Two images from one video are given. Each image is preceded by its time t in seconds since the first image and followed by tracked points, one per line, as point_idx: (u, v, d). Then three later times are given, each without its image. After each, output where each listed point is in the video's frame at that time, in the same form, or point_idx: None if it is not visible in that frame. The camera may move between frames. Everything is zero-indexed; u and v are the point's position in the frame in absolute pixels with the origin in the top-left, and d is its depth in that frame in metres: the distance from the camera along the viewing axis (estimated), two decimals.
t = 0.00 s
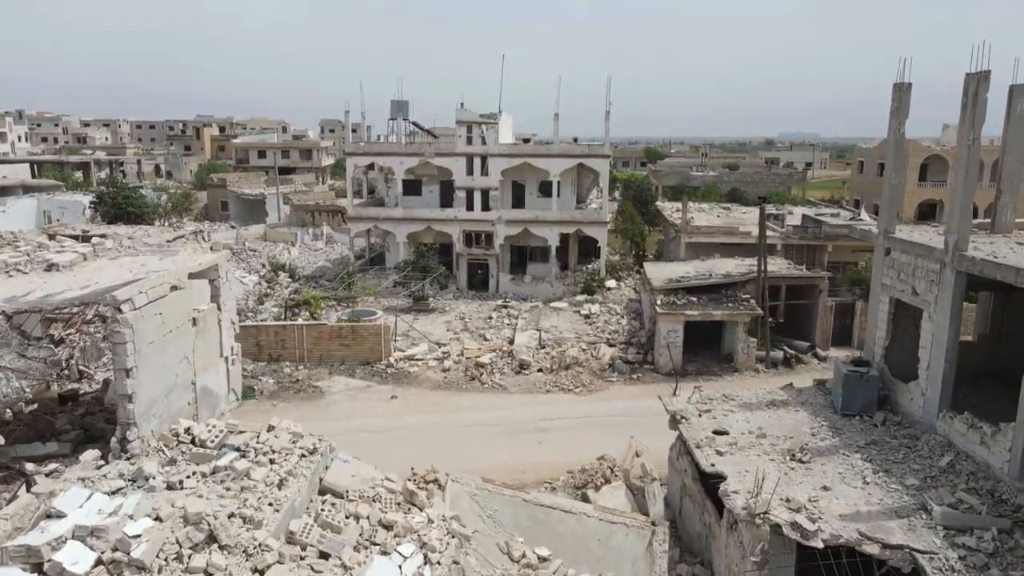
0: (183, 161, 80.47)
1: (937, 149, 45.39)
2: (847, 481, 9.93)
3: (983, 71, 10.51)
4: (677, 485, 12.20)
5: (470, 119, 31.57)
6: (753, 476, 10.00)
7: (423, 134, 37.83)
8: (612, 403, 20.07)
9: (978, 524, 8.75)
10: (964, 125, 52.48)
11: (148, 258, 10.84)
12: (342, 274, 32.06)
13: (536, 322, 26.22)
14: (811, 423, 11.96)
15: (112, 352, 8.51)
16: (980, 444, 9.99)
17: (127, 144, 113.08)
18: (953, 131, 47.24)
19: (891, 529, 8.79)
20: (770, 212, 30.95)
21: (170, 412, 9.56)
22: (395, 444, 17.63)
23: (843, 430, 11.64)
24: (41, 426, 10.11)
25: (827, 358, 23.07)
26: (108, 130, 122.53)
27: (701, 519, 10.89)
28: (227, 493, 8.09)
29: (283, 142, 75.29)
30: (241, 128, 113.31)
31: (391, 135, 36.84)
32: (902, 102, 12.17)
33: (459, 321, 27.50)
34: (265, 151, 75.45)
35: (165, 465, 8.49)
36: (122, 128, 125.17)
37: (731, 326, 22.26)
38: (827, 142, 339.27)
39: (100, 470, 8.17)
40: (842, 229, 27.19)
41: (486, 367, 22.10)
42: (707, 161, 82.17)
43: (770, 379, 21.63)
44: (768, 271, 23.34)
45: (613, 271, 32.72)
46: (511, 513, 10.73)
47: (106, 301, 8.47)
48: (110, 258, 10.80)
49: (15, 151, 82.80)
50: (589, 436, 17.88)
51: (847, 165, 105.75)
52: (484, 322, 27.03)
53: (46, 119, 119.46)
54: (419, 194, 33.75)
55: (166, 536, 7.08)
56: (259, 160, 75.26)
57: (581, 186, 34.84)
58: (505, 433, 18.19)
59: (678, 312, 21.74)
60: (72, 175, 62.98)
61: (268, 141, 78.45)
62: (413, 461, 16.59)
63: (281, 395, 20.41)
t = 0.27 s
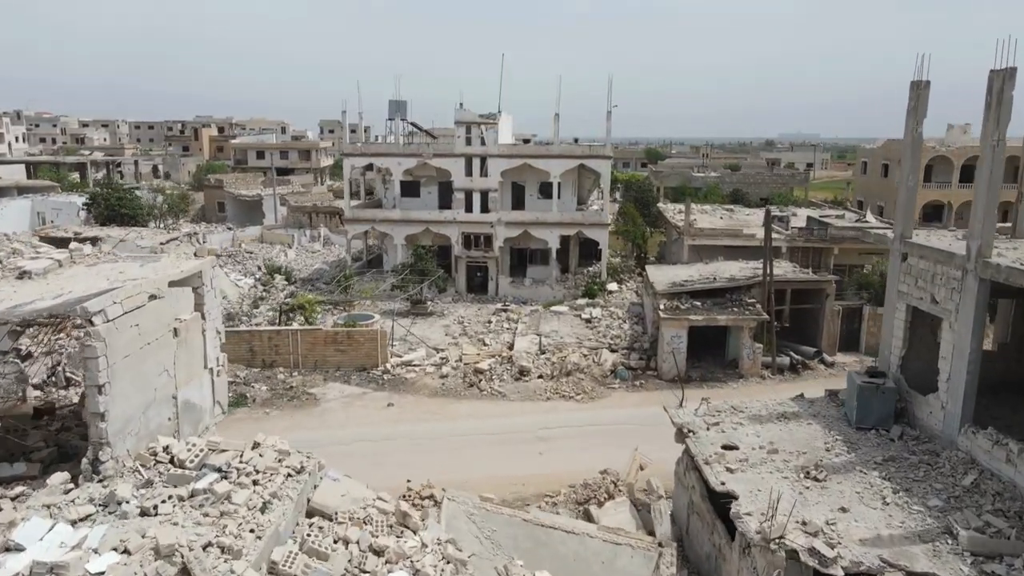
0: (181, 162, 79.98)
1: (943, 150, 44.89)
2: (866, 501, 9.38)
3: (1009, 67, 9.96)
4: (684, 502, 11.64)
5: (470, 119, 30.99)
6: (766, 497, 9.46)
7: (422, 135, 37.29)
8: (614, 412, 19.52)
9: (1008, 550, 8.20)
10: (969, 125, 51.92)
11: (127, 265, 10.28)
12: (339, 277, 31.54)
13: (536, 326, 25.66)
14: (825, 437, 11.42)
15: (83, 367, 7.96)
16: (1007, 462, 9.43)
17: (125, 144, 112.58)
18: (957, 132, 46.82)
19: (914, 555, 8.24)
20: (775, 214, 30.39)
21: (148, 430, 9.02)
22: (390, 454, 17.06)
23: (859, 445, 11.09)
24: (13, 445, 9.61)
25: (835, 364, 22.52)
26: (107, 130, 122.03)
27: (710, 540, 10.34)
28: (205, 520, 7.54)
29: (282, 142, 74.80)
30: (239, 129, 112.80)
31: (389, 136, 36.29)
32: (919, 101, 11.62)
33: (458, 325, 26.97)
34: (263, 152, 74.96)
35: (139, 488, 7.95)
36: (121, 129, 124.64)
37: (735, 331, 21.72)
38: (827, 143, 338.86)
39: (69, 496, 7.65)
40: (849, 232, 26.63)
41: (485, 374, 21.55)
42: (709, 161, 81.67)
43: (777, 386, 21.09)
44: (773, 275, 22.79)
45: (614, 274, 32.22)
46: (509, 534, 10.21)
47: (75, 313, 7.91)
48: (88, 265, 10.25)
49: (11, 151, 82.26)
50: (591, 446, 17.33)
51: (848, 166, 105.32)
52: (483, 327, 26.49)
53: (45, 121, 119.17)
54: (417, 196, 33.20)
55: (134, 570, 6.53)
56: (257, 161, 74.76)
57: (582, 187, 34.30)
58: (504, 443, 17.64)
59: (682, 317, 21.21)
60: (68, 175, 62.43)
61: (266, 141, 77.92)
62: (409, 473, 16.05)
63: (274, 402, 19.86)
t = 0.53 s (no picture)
0: (179, 163, 79.45)
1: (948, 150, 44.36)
2: (887, 524, 8.83)
3: None
4: (692, 520, 11.08)
5: (469, 120, 30.44)
6: (781, 519, 8.92)
7: (420, 135, 36.74)
8: (616, 420, 18.97)
9: None
10: (974, 126, 51.39)
11: (104, 272, 9.74)
12: (335, 280, 31.01)
13: (536, 331, 25.11)
14: (840, 453, 10.87)
15: (50, 384, 7.43)
16: None
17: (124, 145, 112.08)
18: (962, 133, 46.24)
19: None
20: (779, 215, 29.82)
21: (123, 449, 8.49)
22: (385, 466, 16.50)
23: (877, 462, 10.54)
24: None
25: (842, 370, 21.97)
26: (105, 131, 121.55)
27: (720, 562, 9.79)
28: (178, 550, 6.98)
29: (280, 144, 74.31)
30: (238, 129, 112.29)
31: (387, 136, 35.75)
32: (939, 98, 11.09)
33: (457, 329, 26.42)
34: (261, 153, 74.43)
35: (108, 514, 7.42)
36: (120, 129, 124.12)
37: (741, 336, 21.18)
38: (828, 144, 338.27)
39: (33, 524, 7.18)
40: (855, 234, 26.09)
41: (484, 381, 21.00)
42: (710, 162, 81.17)
43: (783, 393, 20.54)
44: (779, 279, 22.23)
45: (616, 277, 31.71)
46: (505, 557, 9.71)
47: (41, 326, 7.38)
48: (62, 273, 9.70)
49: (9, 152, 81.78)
50: (593, 457, 16.78)
51: (850, 166, 104.75)
52: (482, 331, 25.94)
53: (43, 122, 118.74)
54: (415, 197, 32.67)
55: None
56: (256, 162, 74.23)
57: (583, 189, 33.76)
58: (503, 454, 17.10)
59: (686, 322, 20.68)
60: (65, 177, 61.90)
61: (265, 142, 77.39)
62: (405, 485, 15.50)
63: (266, 410, 19.31)
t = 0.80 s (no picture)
0: (176, 164, 78.93)
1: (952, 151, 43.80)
2: (909, 551, 8.29)
3: None
4: (700, 540, 10.54)
5: (468, 120, 29.88)
6: (797, 545, 8.39)
7: (418, 135, 36.18)
8: (619, 429, 18.41)
9: None
10: (978, 126, 50.83)
11: (76, 281, 9.17)
12: (332, 283, 30.47)
13: (536, 335, 24.56)
14: (856, 470, 10.33)
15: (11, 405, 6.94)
16: None
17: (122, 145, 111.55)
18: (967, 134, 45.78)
19: None
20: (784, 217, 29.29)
21: (94, 471, 7.99)
22: (380, 478, 15.94)
23: (895, 480, 10.00)
24: None
25: (850, 377, 21.42)
26: (104, 132, 121.08)
27: None
28: None
29: (279, 144, 73.81)
30: (237, 129, 111.78)
31: (384, 137, 35.20)
32: (962, 95, 10.55)
33: (455, 334, 25.88)
34: (260, 154, 73.90)
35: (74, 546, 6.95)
36: (118, 129, 123.70)
37: (746, 342, 20.65)
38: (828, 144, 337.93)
39: None
40: (862, 237, 25.55)
41: (483, 388, 20.46)
42: (710, 163, 80.64)
43: (790, 401, 19.98)
44: (786, 283, 21.68)
45: (617, 279, 31.22)
46: None
47: (0, 343, 6.87)
48: (32, 282, 9.14)
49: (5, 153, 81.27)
50: (595, 469, 16.21)
51: (851, 167, 104.27)
52: (481, 336, 25.40)
53: (41, 122, 118.28)
54: (413, 199, 32.13)
55: None
56: (254, 162, 73.75)
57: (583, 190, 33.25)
58: (502, 465, 16.54)
59: (690, 327, 20.14)
60: (61, 178, 61.36)
61: (263, 142, 76.88)
62: (400, 498, 14.94)
63: (258, 418, 18.75)
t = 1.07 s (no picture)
0: (174, 164, 78.39)
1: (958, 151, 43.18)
2: None
3: None
4: (708, 564, 9.98)
5: (466, 120, 29.34)
6: (815, 574, 7.83)
7: (416, 136, 35.63)
8: (622, 439, 17.85)
9: None
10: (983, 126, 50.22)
11: (47, 291, 8.60)
12: (328, 286, 29.92)
13: (536, 340, 24.01)
14: (875, 489, 9.77)
15: None
16: None
17: (120, 146, 111.00)
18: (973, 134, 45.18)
19: None
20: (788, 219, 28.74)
21: (61, 497, 7.65)
22: (374, 490, 15.37)
23: (916, 500, 9.44)
24: None
25: (858, 384, 20.86)
26: (102, 132, 120.59)
27: None
28: None
29: (277, 144, 73.29)
30: (236, 130, 111.25)
31: (382, 137, 34.66)
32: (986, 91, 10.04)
33: (453, 339, 25.33)
34: (259, 154, 73.39)
35: None
36: (117, 129, 123.22)
37: (752, 348, 20.10)
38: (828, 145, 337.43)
39: None
40: (869, 239, 25.01)
41: (481, 395, 19.91)
42: (711, 163, 80.04)
43: (797, 409, 19.42)
44: (793, 287, 21.13)
45: (618, 282, 30.69)
46: None
47: None
48: None
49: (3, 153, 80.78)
50: (596, 481, 15.65)
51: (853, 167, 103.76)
52: (480, 341, 24.85)
53: (39, 123, 117.79)
54: (411, 200, 31.59)
55: None
56: (252, 163, 73.25)
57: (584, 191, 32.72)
58: (501, 477, 15.98)
59: (694, 333, 19.60)
60: (57, 178, 60.87)
61: (261, 143, 76.36)
62: (395, 513, 14.37)
63: (250, 427, 18.20)
